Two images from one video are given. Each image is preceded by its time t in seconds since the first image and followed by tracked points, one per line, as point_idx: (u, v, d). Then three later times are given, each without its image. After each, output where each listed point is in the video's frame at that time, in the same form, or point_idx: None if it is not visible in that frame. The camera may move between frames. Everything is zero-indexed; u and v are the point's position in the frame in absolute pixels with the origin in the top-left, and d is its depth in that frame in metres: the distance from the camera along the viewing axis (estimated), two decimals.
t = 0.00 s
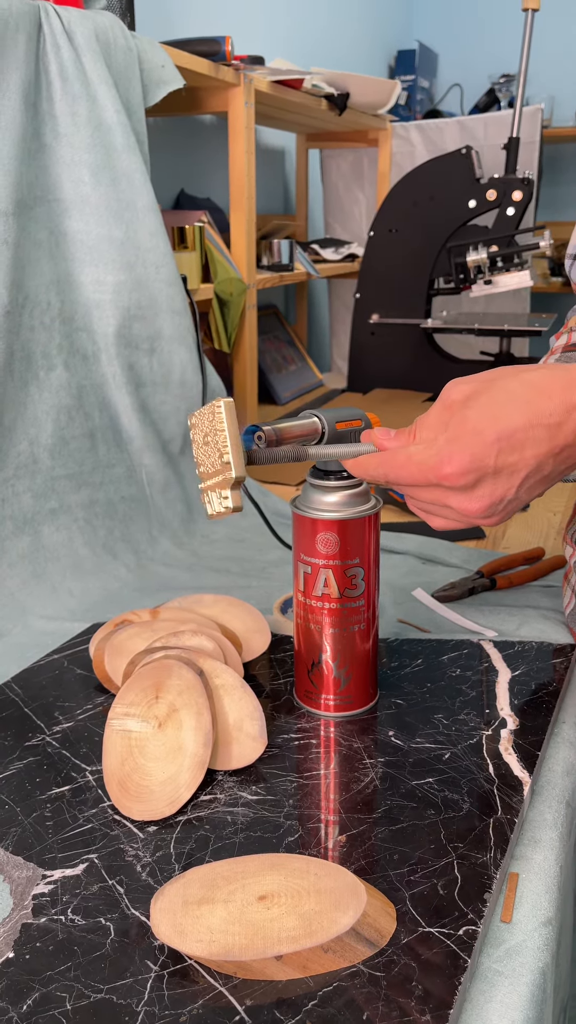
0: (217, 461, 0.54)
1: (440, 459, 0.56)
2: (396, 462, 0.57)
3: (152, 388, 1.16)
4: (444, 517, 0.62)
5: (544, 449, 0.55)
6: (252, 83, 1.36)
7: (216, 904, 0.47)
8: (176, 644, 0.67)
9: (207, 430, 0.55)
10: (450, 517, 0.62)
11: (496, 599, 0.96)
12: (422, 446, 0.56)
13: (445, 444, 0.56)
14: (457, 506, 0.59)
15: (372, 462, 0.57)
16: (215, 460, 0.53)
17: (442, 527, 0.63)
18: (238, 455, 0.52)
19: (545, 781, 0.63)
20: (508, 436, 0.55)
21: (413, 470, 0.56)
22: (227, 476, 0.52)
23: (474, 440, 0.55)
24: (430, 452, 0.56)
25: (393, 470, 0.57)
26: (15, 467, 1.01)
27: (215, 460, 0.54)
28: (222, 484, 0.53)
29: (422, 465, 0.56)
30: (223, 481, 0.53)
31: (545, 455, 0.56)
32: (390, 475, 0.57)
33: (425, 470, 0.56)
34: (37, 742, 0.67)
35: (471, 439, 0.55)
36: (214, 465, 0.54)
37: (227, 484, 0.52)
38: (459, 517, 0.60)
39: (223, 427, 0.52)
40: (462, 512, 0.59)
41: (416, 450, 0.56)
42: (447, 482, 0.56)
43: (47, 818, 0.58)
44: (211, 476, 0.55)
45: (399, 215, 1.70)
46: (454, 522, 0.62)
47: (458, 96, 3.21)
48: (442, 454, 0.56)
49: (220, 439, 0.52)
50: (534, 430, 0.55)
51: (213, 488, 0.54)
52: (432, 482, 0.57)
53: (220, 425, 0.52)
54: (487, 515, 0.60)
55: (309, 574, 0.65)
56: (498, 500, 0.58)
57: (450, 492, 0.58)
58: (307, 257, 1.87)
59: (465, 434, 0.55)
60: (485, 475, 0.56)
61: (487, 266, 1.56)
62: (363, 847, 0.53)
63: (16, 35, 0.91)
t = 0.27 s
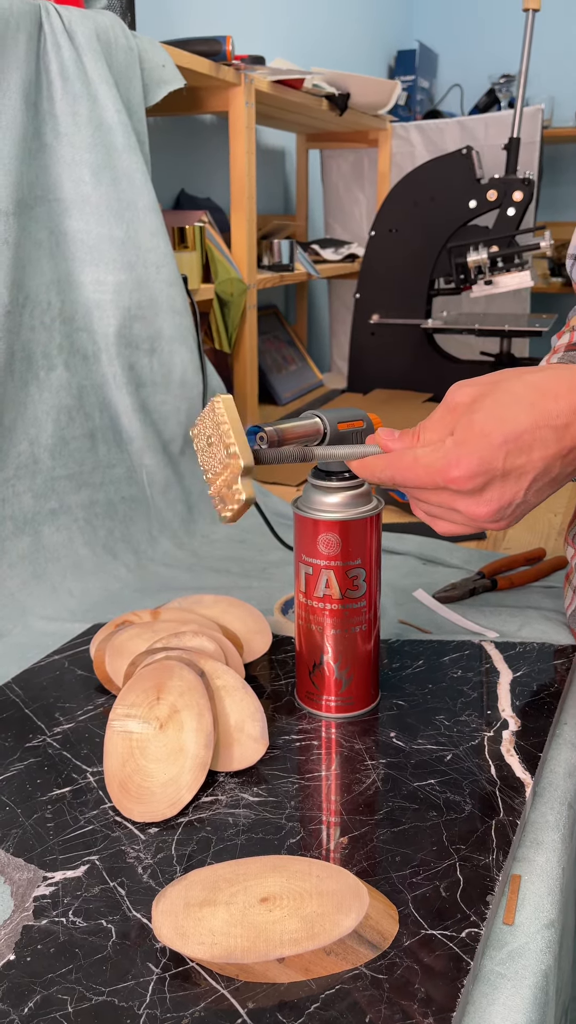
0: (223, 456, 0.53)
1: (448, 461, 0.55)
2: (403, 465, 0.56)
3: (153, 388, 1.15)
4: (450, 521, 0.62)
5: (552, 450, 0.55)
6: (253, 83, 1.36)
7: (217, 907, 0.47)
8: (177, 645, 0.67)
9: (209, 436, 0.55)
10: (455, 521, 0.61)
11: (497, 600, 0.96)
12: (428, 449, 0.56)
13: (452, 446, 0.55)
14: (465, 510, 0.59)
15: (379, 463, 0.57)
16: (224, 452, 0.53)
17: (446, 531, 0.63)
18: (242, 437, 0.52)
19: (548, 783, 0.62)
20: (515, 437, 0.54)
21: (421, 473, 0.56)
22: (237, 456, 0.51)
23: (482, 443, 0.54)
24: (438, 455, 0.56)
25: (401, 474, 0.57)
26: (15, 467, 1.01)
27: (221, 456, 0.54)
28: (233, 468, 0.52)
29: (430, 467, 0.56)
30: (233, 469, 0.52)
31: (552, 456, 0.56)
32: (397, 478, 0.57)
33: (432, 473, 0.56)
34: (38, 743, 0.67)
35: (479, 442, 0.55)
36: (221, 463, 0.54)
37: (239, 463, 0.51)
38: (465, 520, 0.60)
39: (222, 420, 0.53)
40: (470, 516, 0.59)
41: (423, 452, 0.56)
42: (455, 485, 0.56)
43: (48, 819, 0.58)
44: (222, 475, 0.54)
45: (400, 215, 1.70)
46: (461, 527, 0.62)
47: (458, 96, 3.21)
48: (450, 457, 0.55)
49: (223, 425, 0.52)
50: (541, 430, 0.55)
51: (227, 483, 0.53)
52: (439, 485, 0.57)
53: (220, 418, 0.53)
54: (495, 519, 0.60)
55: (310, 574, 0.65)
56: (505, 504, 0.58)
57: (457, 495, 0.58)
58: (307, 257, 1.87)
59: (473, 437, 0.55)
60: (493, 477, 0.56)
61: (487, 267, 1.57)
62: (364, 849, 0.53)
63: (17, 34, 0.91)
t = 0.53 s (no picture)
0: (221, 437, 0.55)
1: (454, 456, 0.55)
2: (410, 460, 0.57)
3: (153, 388, 1.15)
4: (457, 524, 0.61)
5: (557, 446, 0.55)
6: (253, 82, 1.36)
7: (219, 908, 0.47)
8: (177, 645, 0.67)
9: (203, 438, 0.57)
10: (461, 523, 0.61)
11: (497, 600, 0.96)
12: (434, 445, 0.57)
13: (458, 443, 0.55)
14: (471, 508, 0.58)
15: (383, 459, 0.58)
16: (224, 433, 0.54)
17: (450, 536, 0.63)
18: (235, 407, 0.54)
19: (549, 783, 0.62)
20: (520, 432, 0.54)
21: (427, 469, 0.56)
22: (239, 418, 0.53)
23: (487, 438, 0.54)
24: (445, 449, 0.56)
25: (407, 469, 0.57)
26: (15, 467, 1.01)
27: (220, 438, 0.55)
28: (234, 436, 0.53)
29: (436, 463, 0.56)
30: (236, 434, 0.53)
31: (558, 452, 0.55)
32: (403, 474, 0.57)
33: (438, 468, 0.56)
34: (39, 743, 0.67)
35: (485, 437, 0.54)
36: (220, 446, 0.55)
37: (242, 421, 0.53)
38: (470, 520, 0.60)
39: (213, 409, 0.56)
40: (477, 514, 0.59)
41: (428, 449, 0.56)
42: (460, 482, 0.56)
43: (49, 820, 0.57)
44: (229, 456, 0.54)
45: (401, 215, 1.69)
46: (469, 530, 0.61)
47: (457, 96, 3.21)
48: (455, 453, 0.55)
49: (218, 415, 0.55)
50: (546, 426, 0.55)
51: (235, 457, 0.54)
52: (445, 481, 0.57)
53: (210, 410, 0.56)
54: (501, 518, 0.59)
55: (311, 575, 0.65)
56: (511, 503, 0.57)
57: (463, 492, 0.58)
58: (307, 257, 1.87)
59: (478, 432, 0.55)
60: (500, 473, 0.56)
61: (487, 267, 1.57)
62: (366, 850, 0.53)
63: (18, 34, 0.90)
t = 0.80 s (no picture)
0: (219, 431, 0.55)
1: (456, 457, 0.55)
2: (413, 461, 0.56)
3: (153, 388, 1.15)
4: (460, 527, 0.61)
5: (558, 447, 0.56)
6: (253, 82, 1.36)
7: (219, 909, 0.47)
8: (177, 646, 0.67)
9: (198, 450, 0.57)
10: (464, 527, 0.61)
11: (496, 600, 0.96)
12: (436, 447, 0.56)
13: (459, 443, 0.55)
14: (475, 509, 0.58)
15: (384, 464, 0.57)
16: (222, 427, 0.54)
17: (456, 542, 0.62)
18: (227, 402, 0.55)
19: (549, 783, 0.62)
20: (521, 430, 0.55)
21: (428, 471, 0.56)
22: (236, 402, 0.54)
23: (487, 437, 0.54)
24: (447, 451, 0.56)
25: (410, 471, 0.57)
26: (15, 467, 1.01)
27: (218, 433, 0.55)
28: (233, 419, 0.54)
29: (438, 463, 0.56)
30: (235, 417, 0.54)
31: (559, 452, 0.56)
32: (406, 475, 0.57)
33: (441, 468, 0.56)
34: (38, 743, 0.67)
35: (485, 436, 0.55)
36: (219, 441, 0.55)
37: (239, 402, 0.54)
38: (473, 522, 0.60)
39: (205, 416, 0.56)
40: (480, 516, 0.59)
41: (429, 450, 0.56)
42: (464, 482, 0.56)
43: (48, 820, 0.57)
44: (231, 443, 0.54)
45: (400, 215, 1.69)
46: (473, 533, 0.61)
47: (457, 96, 3.21)
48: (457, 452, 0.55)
49: (213, 418, 0.55)
50: (547, 426, 0.55)
51: (238, 438, 0.53)
52: (448, 482, 0.56)
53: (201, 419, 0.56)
54: (505, 519, 0.59)
55: (311, 575, 0.65)
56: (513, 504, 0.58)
57: (467, 493, 0.57)
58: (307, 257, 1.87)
59: (478, 432, 0.55)
60: (502, 472, 0.56)
61: (486, 267, 1.57)
62: (366, 851, 0.53)
63: (17, 33, 0.90)
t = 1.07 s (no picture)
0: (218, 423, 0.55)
1: (454, 453, 0.55)
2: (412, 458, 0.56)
3: (151, 388, 1.15)
4: (459, 525, 0.61)
5: (555, 444, 0.56)
6: (251, 82, 1.36)
7: (218, 909, 0.47)
8: (176, 645, 0.67)
9: (204, 452, 0.57)
10: (463, 524, 0.61)
11: (496, 600, 0.96)
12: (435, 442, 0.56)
13: (458, 439, 0.55)
14: (473, 505, 0.58)
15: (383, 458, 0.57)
16: (220, 419, 0.55)
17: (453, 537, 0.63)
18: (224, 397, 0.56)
19: (548, 783, 0.62)
20: (518, 426, 0.55)
21: (428, 468, 0.56)
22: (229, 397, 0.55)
23: (486, 433, 0.55)
24: (446, 447, 0.55)
25: (409, 468, 0.57)
26: (13, 467, 1.01)
27: (217, 427, 0.55)
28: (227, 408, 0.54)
29: (437, 458, 0.56)
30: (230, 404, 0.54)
31: (557, 450, 0.56)
32: (405, 473, 0.57)
33: (440, 464, 0.56)
34: (37, 743, 0.67)
35: (484, 432, 0.55)
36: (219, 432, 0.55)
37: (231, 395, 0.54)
38: (472, 519, 0.60)
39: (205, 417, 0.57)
40: (478, 512, 0.59)
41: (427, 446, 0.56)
42: (463, 478, 0.56)
43: (47, 820, 0.57)
44: (232, 433, 0.53)
45: (399, 215, 1.69)
46: (468, 526, 0.61)
47: (456, 96, 3.21)
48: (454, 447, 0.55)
49: (211, 417, 0.56)
50: (544, 422, 0.55)
51: (238, 423, 0.53)
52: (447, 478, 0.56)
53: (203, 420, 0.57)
54: (503, 515, 0.59)
55: (310, 575, 0.65)
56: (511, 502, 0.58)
57: (466, 489, 0.57)
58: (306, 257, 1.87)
59: (476, 428, 0.55)
60: (500, 468, 0.56)
61: (485, 267, 1.57)
62: (365, 851, 0.53)
63: (16, 33, 0.90)
